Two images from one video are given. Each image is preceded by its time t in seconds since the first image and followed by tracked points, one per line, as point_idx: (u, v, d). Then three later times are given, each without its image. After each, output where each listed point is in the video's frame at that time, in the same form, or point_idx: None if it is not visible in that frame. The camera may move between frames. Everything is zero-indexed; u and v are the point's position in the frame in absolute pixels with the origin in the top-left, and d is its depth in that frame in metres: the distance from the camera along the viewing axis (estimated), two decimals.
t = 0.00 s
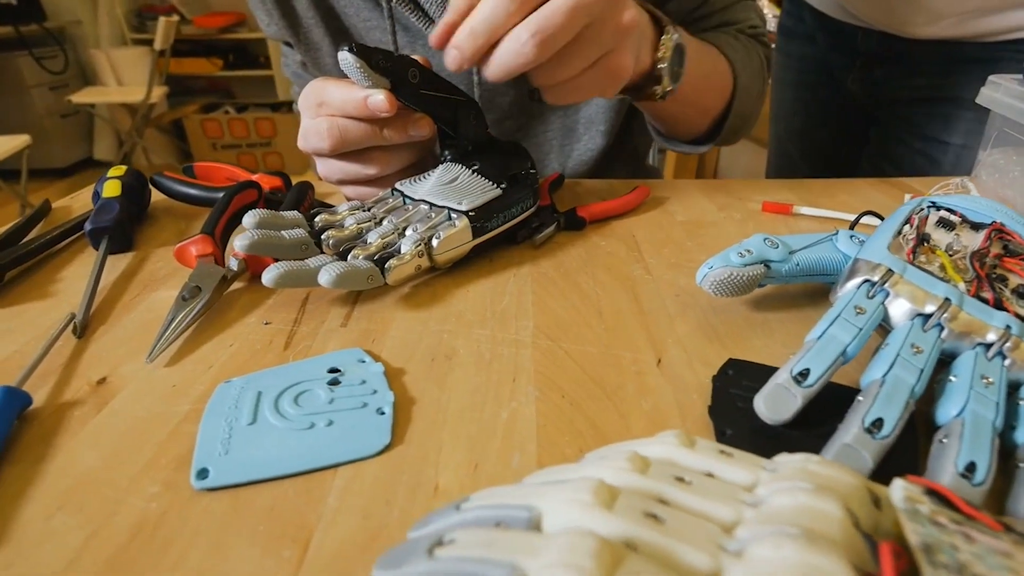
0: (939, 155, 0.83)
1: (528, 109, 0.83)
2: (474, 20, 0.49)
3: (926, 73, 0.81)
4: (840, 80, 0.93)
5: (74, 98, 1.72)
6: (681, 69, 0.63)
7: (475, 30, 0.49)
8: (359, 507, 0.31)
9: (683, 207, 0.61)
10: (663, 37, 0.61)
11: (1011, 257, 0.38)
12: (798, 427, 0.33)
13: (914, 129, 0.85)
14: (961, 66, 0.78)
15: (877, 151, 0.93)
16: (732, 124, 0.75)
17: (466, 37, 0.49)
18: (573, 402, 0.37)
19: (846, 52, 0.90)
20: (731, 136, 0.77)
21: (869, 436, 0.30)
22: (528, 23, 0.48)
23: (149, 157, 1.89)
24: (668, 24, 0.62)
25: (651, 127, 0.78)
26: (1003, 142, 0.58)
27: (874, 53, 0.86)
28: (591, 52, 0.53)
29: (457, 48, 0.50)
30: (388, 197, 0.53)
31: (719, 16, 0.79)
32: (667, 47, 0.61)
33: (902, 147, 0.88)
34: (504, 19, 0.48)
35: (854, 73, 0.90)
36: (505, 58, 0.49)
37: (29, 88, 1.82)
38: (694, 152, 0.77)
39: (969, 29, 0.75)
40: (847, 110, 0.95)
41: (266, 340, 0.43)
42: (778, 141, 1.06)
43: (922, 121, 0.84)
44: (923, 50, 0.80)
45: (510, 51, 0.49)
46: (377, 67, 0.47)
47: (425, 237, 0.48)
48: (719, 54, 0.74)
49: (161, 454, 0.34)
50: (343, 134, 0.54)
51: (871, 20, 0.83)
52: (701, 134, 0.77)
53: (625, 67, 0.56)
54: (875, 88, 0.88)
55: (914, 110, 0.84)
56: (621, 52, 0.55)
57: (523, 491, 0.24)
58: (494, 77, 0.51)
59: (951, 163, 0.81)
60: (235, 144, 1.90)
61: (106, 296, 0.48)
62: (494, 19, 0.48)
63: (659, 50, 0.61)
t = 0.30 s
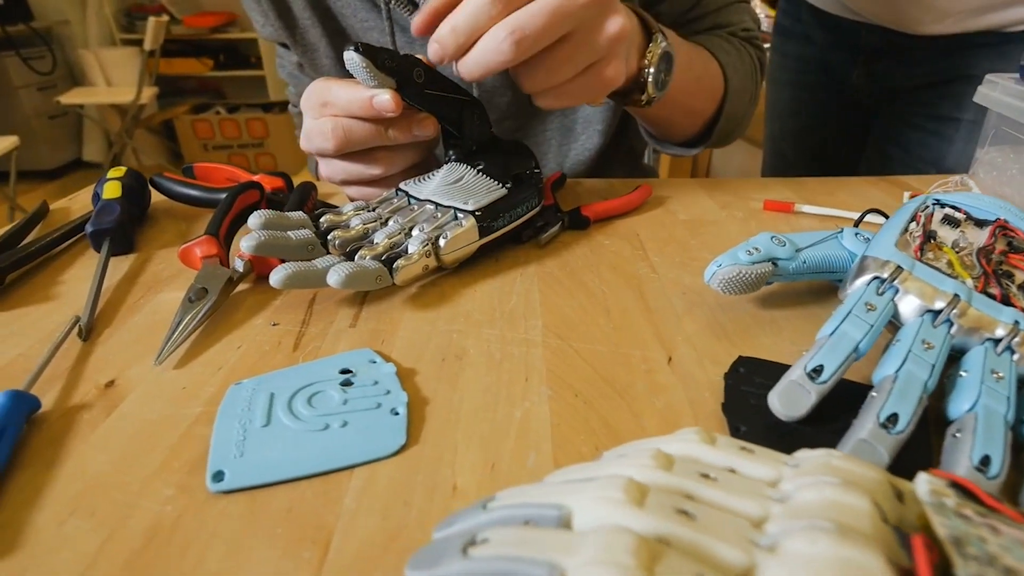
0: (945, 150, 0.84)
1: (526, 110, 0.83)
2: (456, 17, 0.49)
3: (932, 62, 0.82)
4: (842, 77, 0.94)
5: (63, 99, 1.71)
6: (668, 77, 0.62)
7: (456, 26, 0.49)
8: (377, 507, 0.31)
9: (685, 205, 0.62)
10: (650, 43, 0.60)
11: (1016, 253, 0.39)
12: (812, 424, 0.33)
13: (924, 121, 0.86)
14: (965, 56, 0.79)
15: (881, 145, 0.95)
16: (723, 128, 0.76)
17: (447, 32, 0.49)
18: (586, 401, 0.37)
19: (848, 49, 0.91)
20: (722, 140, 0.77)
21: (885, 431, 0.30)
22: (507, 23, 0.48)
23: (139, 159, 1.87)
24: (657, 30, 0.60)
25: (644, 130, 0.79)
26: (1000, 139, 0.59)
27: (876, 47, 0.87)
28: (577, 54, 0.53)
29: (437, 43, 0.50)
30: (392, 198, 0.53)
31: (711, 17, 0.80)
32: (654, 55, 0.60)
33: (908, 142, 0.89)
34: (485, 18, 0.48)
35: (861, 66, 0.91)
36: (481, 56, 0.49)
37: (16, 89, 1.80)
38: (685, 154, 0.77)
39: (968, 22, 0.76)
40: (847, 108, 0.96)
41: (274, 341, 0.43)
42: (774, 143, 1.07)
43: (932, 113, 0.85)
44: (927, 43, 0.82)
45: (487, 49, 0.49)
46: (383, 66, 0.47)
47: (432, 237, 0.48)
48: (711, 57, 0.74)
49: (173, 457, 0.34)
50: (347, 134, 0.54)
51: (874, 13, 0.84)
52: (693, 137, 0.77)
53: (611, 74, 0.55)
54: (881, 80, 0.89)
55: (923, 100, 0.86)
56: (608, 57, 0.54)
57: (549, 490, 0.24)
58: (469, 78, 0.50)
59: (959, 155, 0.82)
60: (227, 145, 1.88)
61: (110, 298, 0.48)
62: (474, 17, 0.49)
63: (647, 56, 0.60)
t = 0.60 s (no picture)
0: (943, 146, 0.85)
1: (525, 110, 0.83)
2: (455, 10, 0.48)
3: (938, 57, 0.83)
4: (842, 76, 0.94)
5: (50, 100, 1.69)
6: (660, 75, 0.60)
7: (455, 20, 0.48)
8: (397, 508, 0.31)
9: (687, 203, 0.62)
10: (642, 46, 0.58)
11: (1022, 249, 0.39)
12: (827, 419, 0.33)
13: (924, 118, 0.87)
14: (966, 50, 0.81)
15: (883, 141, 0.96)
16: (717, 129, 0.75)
17: (447, 27, 0.48)
18: (600, 399, 0.37)
19: (851, 49, 0.92)
20: (715, 141, 0.77)
21: (900, 425, 0.30)
22: (500, 22, 0.47)
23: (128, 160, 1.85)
24: (650, 32, 0.59)
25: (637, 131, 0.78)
26: (997, 137, 0.60)
27: (881, 44, 0.88)
28: (569, 55, 0.51)
29: (439, 39, 0.48)
30: (397, 198, 0.53)
31: (705, 20, 0.80)
32: (645, 57, 0.58)
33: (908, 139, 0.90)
34: (481, 14, 0.47)
35: (867, 63, 0.91)
36: (474, 54, 0.48)
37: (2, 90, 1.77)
38: (678, 155, 0.77)
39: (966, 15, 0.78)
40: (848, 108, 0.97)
41: (284, 343, 0.42)
42: (771, 142, 1.08)
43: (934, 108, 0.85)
44: (926, 36, 0.83)
45: (480, 48, 0.48)
46: (389, 66, 0.47)
47: (440, 237, 0.48)
48: (704, 59, 0.74)
49: (189, 460, 0.33)
50: (352, 134, 0.54)
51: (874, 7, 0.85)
52: (687, 138, 0.77)
53: (605, 75, 0.53)
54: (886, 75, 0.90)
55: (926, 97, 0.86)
56: (601, 59, 0.52)
57: (579, 489, 0.24)
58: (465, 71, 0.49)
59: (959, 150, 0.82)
60: (218, 145, 1.87)
61: (114, 300, 0.47)
62: (471, 14, 0.47)
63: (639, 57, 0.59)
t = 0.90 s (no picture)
0: (945, 147, 0.87)
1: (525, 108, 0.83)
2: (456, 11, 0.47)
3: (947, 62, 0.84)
4: (845, 78, 0.96)
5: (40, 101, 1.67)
6: (656, 77, 0.60)
7: (456, 23, 0.47)
8: (412, 508, 0.30)
9: (689, 202, 0.62)
10: (637, 47, 0.58)
11: None
12: (838, 416, 0.33)
13: (929, 117, 0.88)
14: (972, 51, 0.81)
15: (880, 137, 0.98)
16: (712, 128, 0.75)
17: (449, 29, 0.48)
18: (611, 397, 0.37)
19: (853, 52, 0.92)
20: (711, 139, 0.77)
21: (912, 421, 0.30)
22: (500, 26, 0.47)
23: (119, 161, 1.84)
24: (645, 32, 0.58)
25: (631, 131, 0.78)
26: (995, 135, 0.60)
27: (890, 48, 0.88)
28: (568, 59, 0.51)
29: (442, 41, 0.48)
30: (401, 198, 0.53)
31: (702, 18, 0.80)
32: (640, 58, 0.58)
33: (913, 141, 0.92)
34: (482, 18, 0.47)
35: (870, 68, 0.92)
36: (474, 57, 0.48)
37: None
38: (673, 155, 0.76)
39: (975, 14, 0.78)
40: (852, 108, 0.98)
41: (291, 344, 0.42)
42: (773, 143, 1.09)
43: (939, 106, 0.87)
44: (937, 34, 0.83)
45: (480, 52, 0.48)
46: (394, 67, 0.47)
47: (445, 237, 0.48)
48: (700, 58, 0.74)
49: (200, 462, 0.33)
50: (356, 133, 0.54)
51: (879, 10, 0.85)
52: (681, 137, 0.76)
53: (603, 78, 0.53)
54: (892, 79, 0.91)
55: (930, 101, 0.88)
56: (599, 62, 0.52)
57: (601, 486, 0.24)
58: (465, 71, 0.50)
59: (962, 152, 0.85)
60: (210, 146, 1.86)
61: (118, 302, 0.47)
62: (471, 17, 0.47)
63: (636, 57, 0.58)
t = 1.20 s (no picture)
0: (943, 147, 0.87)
1: (525, 107, 0.84)
2: None
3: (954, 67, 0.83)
4: (848, 81, 0.96)
5: (29, 102, 1.65)
6: (661, 68, 0.61)
7: (474, 11, 0.50)
8: (431, 509, 0.30)
9: (690, 201, 0.62)
10: (643, 40, 0.59)
11: None
12: (850, 411, 0.34)
13: (938, 119, 0.87)
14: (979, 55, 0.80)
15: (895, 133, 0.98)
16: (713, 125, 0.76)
17: (466, 17, 0.50)
18: (623, 396, 0.37)
19: (859, 56, 0.93)
20: (711, 138, 0.77)
21: (926, 416, 0.31)
22: (519, 13, 0.49)
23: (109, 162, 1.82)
24: (649, 27, 0.60)
25: (632, 128, 0.79)
26: (992, 133, 0.61)
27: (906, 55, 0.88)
28: (584, 46, 0.53)
29: (457, 29, 0.51)
30: (405, 198, 0.53)
31: (701, 17, 0.80)
32: (646, 51, 0.59)
33: (919, 140, 0.92)
34: (501, 6, 0.50)
35: (880, 72, 0.92)
36: (493, 43, 0.51)
37: None
38: (672, 150, 0.77)
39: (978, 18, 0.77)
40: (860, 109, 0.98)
41: (300, 345, 0.42)
42: (778, 147, 1.11)
43: (947, 109, 0.86)
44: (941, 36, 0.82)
45: (499, 37, 0.50)
46: (400, 67, 0.47)
47: (452, 236, 0.48)
48: (700, 55, 0.74)
49: (214, 465, 0.33)
50: (361, 134, 0.54)
51: (882, 9, 0.84)
52: (681, 135, 0.77)
53: (617, 65, 0.56)
54: (901, 85, 0.90)
55: (942, 102, 0.86)
56: (614, 49, 0.55)
57: (627, 484, 0.24)
58: (482, 59, 0.53)
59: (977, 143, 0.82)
60: (201, 147, 1.85)
61: (122, 305, 0.46)
62: (490, 6, 0.50)
63: (642, 50, 0.59)
